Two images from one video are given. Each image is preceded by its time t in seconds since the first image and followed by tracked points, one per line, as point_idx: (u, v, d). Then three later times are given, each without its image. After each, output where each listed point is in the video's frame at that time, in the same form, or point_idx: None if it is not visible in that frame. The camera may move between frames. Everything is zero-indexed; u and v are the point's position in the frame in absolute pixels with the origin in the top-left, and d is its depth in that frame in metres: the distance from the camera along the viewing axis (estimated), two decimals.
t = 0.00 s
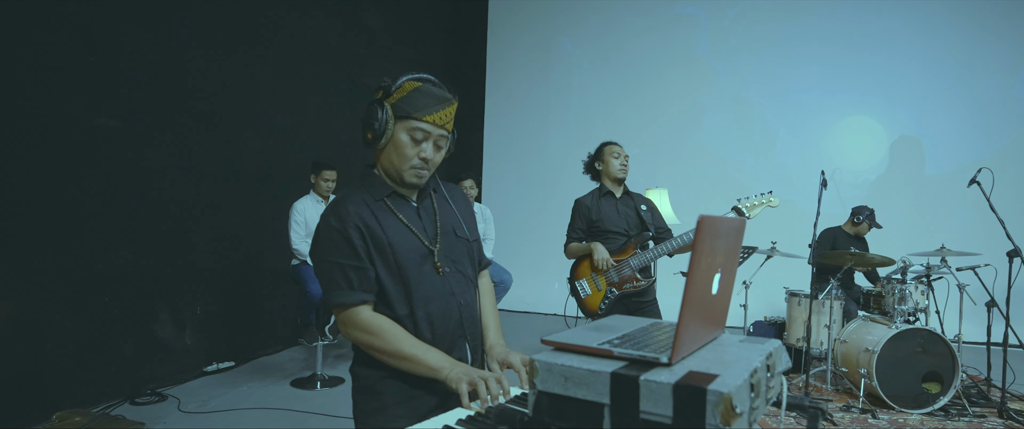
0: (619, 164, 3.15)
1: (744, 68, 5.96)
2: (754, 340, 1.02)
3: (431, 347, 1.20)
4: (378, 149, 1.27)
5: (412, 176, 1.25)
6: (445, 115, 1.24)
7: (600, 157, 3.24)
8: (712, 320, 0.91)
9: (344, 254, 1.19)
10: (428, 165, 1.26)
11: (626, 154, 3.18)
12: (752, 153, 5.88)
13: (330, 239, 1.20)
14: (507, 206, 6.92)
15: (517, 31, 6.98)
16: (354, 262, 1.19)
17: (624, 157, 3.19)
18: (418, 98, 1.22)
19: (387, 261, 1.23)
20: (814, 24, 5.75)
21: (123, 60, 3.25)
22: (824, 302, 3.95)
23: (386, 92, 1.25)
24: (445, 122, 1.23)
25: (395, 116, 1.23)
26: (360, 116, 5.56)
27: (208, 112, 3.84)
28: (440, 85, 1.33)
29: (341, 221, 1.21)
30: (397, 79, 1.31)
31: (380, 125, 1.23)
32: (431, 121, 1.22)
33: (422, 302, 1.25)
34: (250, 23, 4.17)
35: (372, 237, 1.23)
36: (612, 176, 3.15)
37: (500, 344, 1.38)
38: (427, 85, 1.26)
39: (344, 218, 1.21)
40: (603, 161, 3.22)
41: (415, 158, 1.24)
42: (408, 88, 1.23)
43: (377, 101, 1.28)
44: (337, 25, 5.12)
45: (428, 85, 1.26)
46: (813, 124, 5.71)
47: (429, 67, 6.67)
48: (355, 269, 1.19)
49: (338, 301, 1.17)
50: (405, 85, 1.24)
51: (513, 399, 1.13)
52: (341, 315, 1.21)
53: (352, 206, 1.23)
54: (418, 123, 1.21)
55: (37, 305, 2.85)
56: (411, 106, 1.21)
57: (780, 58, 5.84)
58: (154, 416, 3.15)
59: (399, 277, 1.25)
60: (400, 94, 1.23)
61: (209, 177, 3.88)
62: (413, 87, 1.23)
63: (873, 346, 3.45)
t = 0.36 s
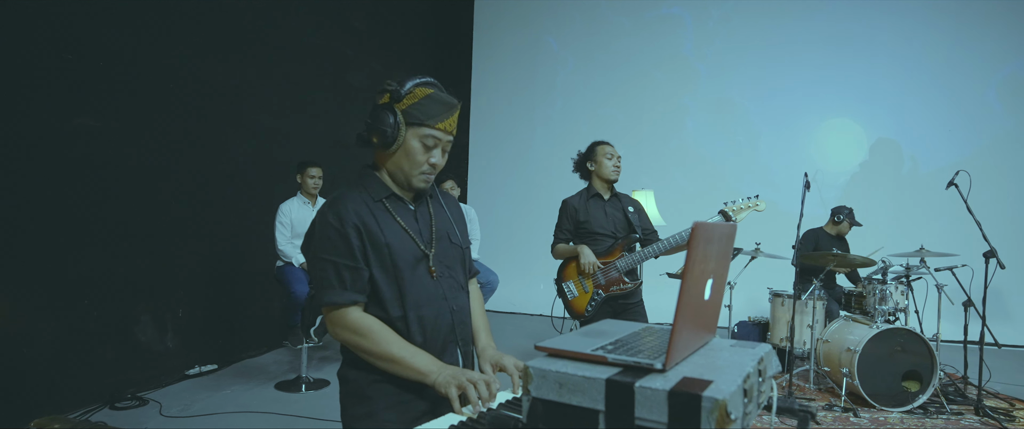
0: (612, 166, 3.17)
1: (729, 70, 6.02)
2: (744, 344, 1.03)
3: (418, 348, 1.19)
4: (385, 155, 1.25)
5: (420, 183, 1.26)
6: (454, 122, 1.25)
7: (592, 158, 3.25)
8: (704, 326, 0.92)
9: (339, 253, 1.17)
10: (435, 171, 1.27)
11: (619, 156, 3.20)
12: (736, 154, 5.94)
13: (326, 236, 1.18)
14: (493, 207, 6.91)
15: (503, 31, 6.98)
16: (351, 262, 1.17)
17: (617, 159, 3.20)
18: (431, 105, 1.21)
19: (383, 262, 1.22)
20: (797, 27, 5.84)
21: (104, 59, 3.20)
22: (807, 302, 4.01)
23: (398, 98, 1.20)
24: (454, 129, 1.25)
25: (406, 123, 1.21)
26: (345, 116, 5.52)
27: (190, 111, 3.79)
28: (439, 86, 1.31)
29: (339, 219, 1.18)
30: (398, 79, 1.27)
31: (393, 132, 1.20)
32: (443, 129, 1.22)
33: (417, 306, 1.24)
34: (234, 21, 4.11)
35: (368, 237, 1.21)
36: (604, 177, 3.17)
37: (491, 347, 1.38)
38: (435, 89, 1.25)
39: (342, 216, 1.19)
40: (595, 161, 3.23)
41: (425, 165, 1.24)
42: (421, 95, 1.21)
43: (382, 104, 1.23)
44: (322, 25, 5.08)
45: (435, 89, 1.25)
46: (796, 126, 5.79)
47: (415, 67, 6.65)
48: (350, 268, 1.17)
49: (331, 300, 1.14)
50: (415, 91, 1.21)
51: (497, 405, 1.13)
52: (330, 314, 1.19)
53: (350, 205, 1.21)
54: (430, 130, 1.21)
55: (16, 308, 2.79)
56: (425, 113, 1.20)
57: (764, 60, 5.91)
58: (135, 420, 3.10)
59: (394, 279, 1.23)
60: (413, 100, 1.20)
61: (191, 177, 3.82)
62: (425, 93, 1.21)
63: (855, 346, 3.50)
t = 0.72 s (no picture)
0: (603, 167, 3.21)
1: (712, 72, 6.10)
2: (739, 346, 1.06)
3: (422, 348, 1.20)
4: (396, 160, 1.27)
5: (429, 189, 1.28)
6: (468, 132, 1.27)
7: (583, 159, 3.28)
8: (703, 329, 0.95)
9: (351, 252, 1.18)
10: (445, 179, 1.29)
11: (610, 159, 3.25)
12: (719, 155, 6.03)
13: (337, 234, 1.18)
14: (479, 208, 6.92)
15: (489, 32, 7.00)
16: (362, 262, 1.18)
17: (608, 161, 3.25)
18: (447, 115, 1.22)
19: (391, 265, 1.23)
20: (778, 31, 5.95)
21: (88, 58, 3.15)
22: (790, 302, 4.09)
23: (414, 105, 1.22)
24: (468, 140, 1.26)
25: (420, 130, 1.23)
26: (331, 115, 5.49)
27: (175, 111, 3.75)
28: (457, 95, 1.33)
29: (352, 219, 1.19)
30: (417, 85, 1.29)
31: (407, 138, 1.22)
32: (457, 139, 1.24)
33: (423, 309, 1.26)
34: (220, 20, 4.08)
35: (379, 239, 1.22)
36: (595, 178, 3.21)
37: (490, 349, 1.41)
38: (452, 99, 1.26)
39: (355, 216, 1.20)
40: (586, 163, 3.27)
41: (435, 173, 1.26)
42: (437, 104, 1.22)
43: (399, 109, 1.25)
44: (308, 24, 5.05)
45: (453, 99, 1.27)
46: (778, 128, 5.90)
47: (401, 67, 6.64)
48: (361, 268, 1.18)
49: (339, 299, 1.14)
50: (432, 99, 1.23)
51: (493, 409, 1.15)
52: (334, 312, 1.19)
53: (363, 206, 1.22)
54: (443, 139, 1.23)
55: None
56: (440, 123, 1.22)
57: (747, 63, 6.01)
58: (120, 424, 3.06)
59: (401, 282, 1.25)
60: (429, 108, 1.22)
61: (176, 178, 3.78)
62: (442, 102, 1.23)
63: (835, 345, 3.59)
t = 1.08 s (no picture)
0: (592, 170, 3.26)
1: (696, 73, 6.20)
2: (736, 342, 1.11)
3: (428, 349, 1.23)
4: (412, 164, 1.30)
5: (443, 192, 1.31)
6: (479, 136, 1.31)
7: (573, 161, 3.33)
8: (703, 326, 1.00)
9: (364, 250, 1.21)
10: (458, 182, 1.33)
11: (599, 163, 3.30)
12: (702, 156, 6.13)
13: (352, 232, 1.21)
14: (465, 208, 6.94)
15: (475, 32, 7.02)
16: (374, 260, 1.21)
17: (598, 164, 3.29)
18: (460, 120, 1.26)
19: (402, 264, 1.27)
20: (759, 33, 6.08)
21: (73, 57, 3.12)
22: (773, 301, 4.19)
23: (428, 111, 1.25)
24: (479, 144, 1.31)
25: (436, 135, 1.26)
26: (317, 115, 5.48)
27: (161, 111, 3.72)
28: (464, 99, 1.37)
29: (367, 218, 1.23)
30: (428, 91, 1.31)
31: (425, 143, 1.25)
32: (470, 144, 1.28)
33: (430, 308, 1.30)
34: (206, 18, 4.05)
35: (391, 238, 1.26)
36: (584, 181, 3.25)
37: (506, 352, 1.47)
38: (463, 105, 1.30)
39: (371, 215, 1.23)
40: (576, 165, 3.31)
41: (449, 176, 1.29)
42: (451, 109, 1.26)
43: (412, 115, 1.28)
44: (294, 23, 5.04)
45: (464, 105, 1.30)
46: (760, 129, 6.02)
47: (386, 67, 6.64)
48: (373, 266, 1.21)
49: (351, 295, 1.18)
50: (446, 105, 1.27)
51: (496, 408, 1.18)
52: (344, 308, 1.22)
53: (377, 206, 1.26)
54: (458, 144, 1.27)
55: None
56: (455, 128, 1.26)
57: (729, 65, 6.12)
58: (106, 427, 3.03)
59: (410, 282, 1.28)
60: (444, 114, 1.25)
61: (162, 178, 3.75)
62: (455, 108, 1.27)
63: (816, 342, 3.68)
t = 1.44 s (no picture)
0: (582, 172, 3.32)
1: (679, 74, 6.29)
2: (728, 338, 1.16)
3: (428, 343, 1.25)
4: (418, 155, 1.35)
5: (456, 164, 1.35)
6: (457, 103, 1.39)
7: (563, 162, 3.38)
8: (697, 321, 1.05)
9: (371, 243, 1.25)
10: (465, 149, 1.37)
11: (588, 164, 3.37)
12: (686, 156, 6.23)
13: (360, 225, 1.25)
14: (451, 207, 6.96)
15: (461, 32, 7.04)
16: (380, 254, 1.25)
17: (587, 165, 3.36)
18: (431, 94, 1.36)
19: (406, 259, 1.30)
20: (741, 35, 6.19)
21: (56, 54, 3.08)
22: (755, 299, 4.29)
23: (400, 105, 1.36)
24: (459, 108, 1.39)
25: (419, 117, 1.34)
26: (302, 113, 5.46)
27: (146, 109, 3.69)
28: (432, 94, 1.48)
29: (375, 212, 1.27)
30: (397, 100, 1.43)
31: (415, 125, 1.32)
32: (451, 109, 1.36)
33: (432, 304, 1.33)
34: (191, 16, 4.02)
35: (397, 232, 1.30)
36: (574, 182, 3.32)
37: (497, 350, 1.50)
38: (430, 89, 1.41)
39: (379, 209, 1.28)
40: (565, 166, 3.37)
41: (454, 144, 1.35)
42: (420, 93, 1.36)
43: (393, 118, 1.37)
44: (279, 20, 5.01)
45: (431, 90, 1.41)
46: (742, 129, 6.13)
47: (372, 66, 6.63)
48: (379, 260, 1.25)
49: (357, 288, 1.21)
50: (414, 94, 1.38)
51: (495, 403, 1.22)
52: (348, 299, 1.25)
53: (386, 200, 1.30)
54: (441, 112, 1.35)
55: None
56: (430, 103, 1.35)
57: (711, 66, 6.23)
58: None
59: (414, 277, 1.32)
60: (415, 100, 1.35)
61: (146, 177, 3.71)
62: (423, 91, 1.37)
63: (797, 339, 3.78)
